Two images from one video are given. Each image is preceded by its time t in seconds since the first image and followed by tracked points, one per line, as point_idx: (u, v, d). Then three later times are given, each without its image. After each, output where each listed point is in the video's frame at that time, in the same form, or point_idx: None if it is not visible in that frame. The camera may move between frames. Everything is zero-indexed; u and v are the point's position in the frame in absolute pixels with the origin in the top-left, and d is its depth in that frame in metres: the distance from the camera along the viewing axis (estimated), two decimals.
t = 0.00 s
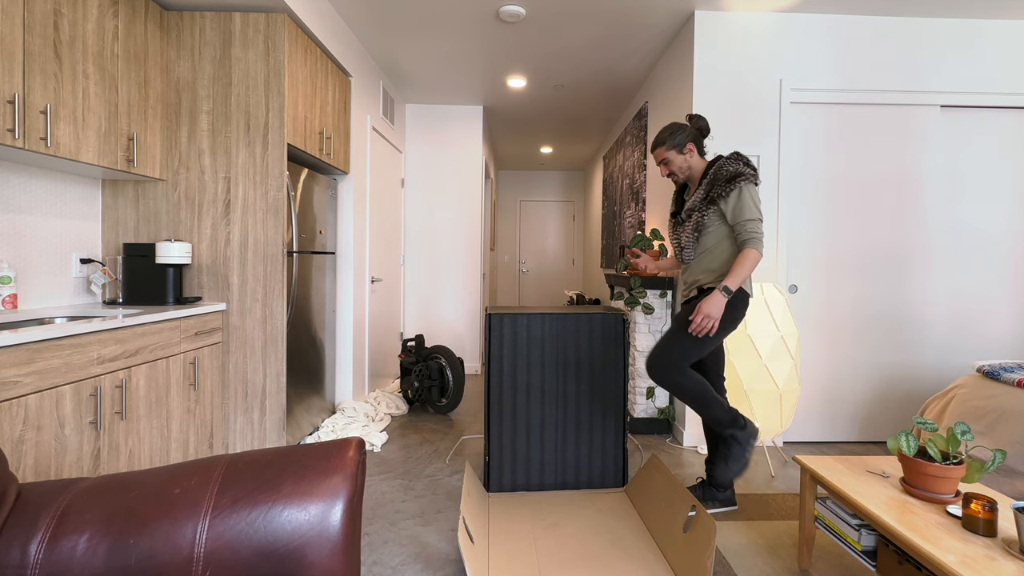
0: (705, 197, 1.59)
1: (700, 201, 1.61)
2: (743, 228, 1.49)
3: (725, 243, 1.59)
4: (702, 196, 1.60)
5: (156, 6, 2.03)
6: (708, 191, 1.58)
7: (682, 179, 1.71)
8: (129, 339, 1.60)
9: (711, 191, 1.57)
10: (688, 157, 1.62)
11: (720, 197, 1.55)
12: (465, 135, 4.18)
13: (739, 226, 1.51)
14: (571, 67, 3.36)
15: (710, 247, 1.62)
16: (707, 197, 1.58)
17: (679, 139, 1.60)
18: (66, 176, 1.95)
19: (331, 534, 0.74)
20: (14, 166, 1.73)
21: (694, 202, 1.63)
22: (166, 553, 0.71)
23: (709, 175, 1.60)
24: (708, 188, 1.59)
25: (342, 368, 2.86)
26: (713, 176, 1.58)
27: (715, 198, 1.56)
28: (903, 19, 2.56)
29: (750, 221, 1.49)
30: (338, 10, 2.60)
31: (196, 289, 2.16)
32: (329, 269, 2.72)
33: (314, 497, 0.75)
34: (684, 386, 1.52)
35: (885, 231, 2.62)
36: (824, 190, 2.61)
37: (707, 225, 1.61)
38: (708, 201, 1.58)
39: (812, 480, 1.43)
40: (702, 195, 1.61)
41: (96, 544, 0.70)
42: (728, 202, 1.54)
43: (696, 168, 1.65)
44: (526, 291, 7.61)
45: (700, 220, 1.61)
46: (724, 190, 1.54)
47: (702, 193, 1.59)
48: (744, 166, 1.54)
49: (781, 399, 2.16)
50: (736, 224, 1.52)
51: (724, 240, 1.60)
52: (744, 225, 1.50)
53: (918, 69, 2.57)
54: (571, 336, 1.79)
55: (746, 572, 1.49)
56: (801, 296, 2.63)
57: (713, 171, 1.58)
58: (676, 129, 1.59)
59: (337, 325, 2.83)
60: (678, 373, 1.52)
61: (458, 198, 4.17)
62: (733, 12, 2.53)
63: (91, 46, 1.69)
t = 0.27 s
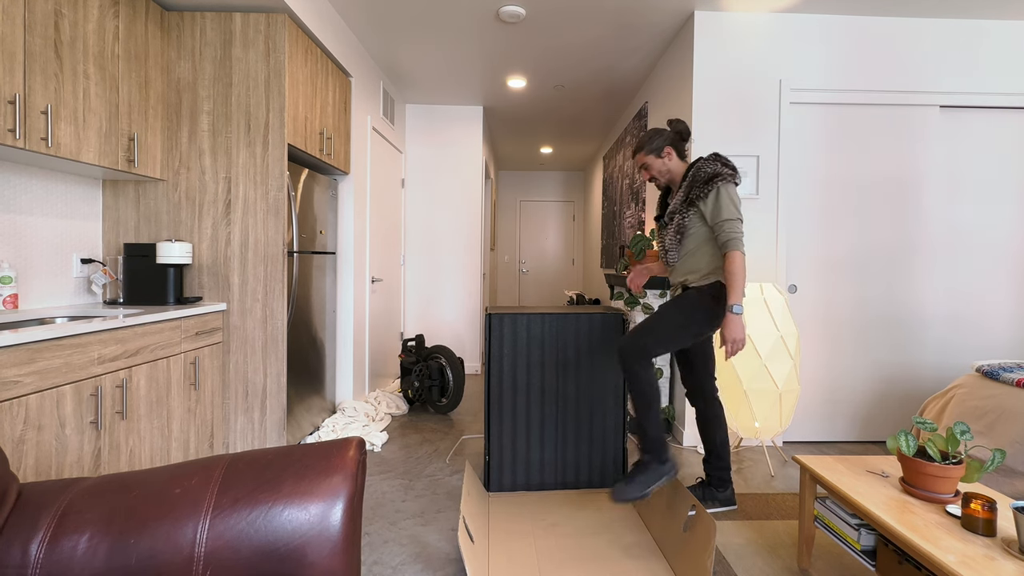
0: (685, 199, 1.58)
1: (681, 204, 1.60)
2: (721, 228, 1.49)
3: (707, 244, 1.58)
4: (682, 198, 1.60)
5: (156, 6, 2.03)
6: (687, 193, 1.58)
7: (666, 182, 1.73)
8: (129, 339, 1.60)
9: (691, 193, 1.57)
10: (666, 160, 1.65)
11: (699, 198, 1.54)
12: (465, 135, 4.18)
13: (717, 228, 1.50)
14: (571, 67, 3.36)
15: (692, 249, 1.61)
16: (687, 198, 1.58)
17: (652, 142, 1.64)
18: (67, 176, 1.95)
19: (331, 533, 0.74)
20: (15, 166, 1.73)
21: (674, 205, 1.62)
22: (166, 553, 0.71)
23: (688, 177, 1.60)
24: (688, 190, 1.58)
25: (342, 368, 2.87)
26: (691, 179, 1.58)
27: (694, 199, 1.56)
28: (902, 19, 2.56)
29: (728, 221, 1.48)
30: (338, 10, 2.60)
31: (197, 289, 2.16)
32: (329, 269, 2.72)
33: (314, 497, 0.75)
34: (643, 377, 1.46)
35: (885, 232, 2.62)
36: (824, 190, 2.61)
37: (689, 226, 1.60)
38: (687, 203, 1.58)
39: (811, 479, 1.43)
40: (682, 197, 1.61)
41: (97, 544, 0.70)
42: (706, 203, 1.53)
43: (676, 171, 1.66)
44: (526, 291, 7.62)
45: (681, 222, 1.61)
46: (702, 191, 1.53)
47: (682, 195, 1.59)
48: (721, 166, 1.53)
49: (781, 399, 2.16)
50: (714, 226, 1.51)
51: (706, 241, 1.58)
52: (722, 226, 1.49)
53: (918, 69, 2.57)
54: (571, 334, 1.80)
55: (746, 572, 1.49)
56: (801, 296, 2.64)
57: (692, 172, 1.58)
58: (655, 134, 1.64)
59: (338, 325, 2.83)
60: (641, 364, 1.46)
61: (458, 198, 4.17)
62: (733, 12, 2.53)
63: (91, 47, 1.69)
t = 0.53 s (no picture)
0: (652, 205, 1.48)
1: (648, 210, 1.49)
2: (693, 236, 1.37)
3: (675, 251, 1.47)
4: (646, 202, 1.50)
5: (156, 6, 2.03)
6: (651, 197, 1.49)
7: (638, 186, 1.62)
8: (129, 339, 1.60)
9: (656, 198, 1.47)
10: (635, 162, 1.55)
11: (666, 205, 1.44)
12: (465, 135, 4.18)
13: (688, 236, 1.39)
14: (571, 67, 3.36)
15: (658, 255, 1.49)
16: (651, 203, 1.48)
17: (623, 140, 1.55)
18: (66, 176, 1.95)
19: (331, 533, 0.74)
20: (14, 166, 1.73)
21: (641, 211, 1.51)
22: (167, 553, 0.71)
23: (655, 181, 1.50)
24: (653, 195, 1.48)
25: (342, 368, 2.87)
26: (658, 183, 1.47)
27: (660, 206, 1.45)
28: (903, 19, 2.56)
29: (698, 226, 1.37)
30: (338, 10, 2.60)
31: (197, 289, 2.16)
32: (329, 269, 2.72)
33: (314, 497, 0.75)
34: (634, 440, 1.35)
35: (885, 232, 2.62)
36: (824, 190, 2.61)
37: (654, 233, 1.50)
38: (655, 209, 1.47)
39: (811, 479, 1.43)
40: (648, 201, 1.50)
41: (97, 544, 0.70)
42: (675, 209, 1.43)
43: (646, 173, 1.56)
44: (526, 291, 7.61)
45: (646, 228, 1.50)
46: (670, 197, 1.43)
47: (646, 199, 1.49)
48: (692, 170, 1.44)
49: (781, 399, 2.16)
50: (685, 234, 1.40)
51: (675, 250, 1.47)
52: (692, 231, 1.38)
53: (917, 69, 2.57)
54: (572, 331, 1.79)
55: (746, 572, 1.49)
56: (801, 296, 2.63)
57: (658, 177, 1.48)
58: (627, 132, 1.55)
59: (338, 325, 2.83)
60: (627, 423, 1.36)
61: (458, 198, 4.17)
62: (733, 12, 2.53)
63: (91, 47, 1.69)
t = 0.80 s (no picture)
0: (605, 194, 1.45)
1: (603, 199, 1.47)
2: (638, 224, 1.34)
3: (629, 242, 1.44)
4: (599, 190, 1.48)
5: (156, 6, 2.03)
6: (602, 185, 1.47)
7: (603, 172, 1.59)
8: (130, 339, 1.60)
9: (607, 186, 1.44)
10: (593, 147, 1.53)
11: (617, 193, 1.41)
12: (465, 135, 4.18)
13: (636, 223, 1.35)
14: (571, 67, 3.36)
15: (613, 249, 1.48)
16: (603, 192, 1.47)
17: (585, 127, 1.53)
18: (66, 176, 1.95)
19: (331, 533, 0.74)
20: (14, 166, 1.73)
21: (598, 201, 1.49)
22: (167, 553, 0.71)
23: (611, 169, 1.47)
24: (605, 183, 1.46)
25: (342, 368, 2.87)
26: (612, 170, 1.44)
27: (612, 194, 1.43)
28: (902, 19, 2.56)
29: (643, 213, 1.33)
30: (338, 10, 2.60)
31: (197, 289, 2.16)
32: (329, 269, 2.72)
33: (314, 497, 0.75)
34: (629, 456, 1.34)
35: (885, 233, 2.62)
36: (824, 190, 2.61)
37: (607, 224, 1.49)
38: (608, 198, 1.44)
39: (811, 479, 1.43)
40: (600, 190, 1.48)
41: (97, 544, 0.70)
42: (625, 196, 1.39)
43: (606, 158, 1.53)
44: (526, 291, 7.61)
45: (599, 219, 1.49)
46: (620, 185, 1.40)
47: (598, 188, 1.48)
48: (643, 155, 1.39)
49: (780, 399, 2.16)
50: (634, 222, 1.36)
51: (628, 240, 1.44)
52: (638, 219, 1.35)
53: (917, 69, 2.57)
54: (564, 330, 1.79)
55: (746, 572, 1.49)
56: (801, 296, 2.64)
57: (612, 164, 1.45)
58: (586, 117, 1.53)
59: (338, 325, 2.83)
60: (619, 440, 1.35)
61: (458, 198, 4.17)
62: (733, 12, 2.53)
63: (91, 47, 1.69)
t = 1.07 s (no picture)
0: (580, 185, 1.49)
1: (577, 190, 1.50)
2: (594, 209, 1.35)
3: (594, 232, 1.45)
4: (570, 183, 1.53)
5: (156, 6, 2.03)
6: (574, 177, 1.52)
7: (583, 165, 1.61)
8: (130, 339, 1.60)
9: (581, 177, 1.48)
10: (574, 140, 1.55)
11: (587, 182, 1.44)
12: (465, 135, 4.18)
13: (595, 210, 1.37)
14: (571, 67, 3.36)
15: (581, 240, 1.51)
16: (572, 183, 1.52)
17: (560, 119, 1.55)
18: (67, 176, 1.95)
19: (331, 533, 0.74)
20: (14, 166, 1.73)
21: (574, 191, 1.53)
22: (167, 553, 0.71)
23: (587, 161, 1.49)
24: (580, 174, 1.49)
25: (342, 368, 2.86)
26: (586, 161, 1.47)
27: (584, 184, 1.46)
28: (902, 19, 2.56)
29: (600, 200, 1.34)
30: (338, 10, 2.60)
31: (197, 289, 2.16)
32: (329, 269, 2.72)
33: (314, 496, 0.75)
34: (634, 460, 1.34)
35: (886, 233, 2.62)
36: (824, 189, 2.61)
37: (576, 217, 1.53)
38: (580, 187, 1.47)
39: (811, 479, 1.43)
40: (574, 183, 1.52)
41: (97, 544, 0.70)
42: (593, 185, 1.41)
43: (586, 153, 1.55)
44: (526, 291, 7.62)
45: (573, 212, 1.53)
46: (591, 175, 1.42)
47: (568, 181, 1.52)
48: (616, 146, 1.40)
49: (780, 399, 2.17)
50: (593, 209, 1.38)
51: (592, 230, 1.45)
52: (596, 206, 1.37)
53: (917, 69, 2.57)
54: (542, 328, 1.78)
55: (746, 572, 1.49)
56: (801, 296, 2.64)
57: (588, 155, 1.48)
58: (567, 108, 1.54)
59: (338, 325, 2.83)
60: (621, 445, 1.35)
61: (458, 198, 4.17)
62: (733, 12, 2.53)
63: (91, 47, 1.69)
